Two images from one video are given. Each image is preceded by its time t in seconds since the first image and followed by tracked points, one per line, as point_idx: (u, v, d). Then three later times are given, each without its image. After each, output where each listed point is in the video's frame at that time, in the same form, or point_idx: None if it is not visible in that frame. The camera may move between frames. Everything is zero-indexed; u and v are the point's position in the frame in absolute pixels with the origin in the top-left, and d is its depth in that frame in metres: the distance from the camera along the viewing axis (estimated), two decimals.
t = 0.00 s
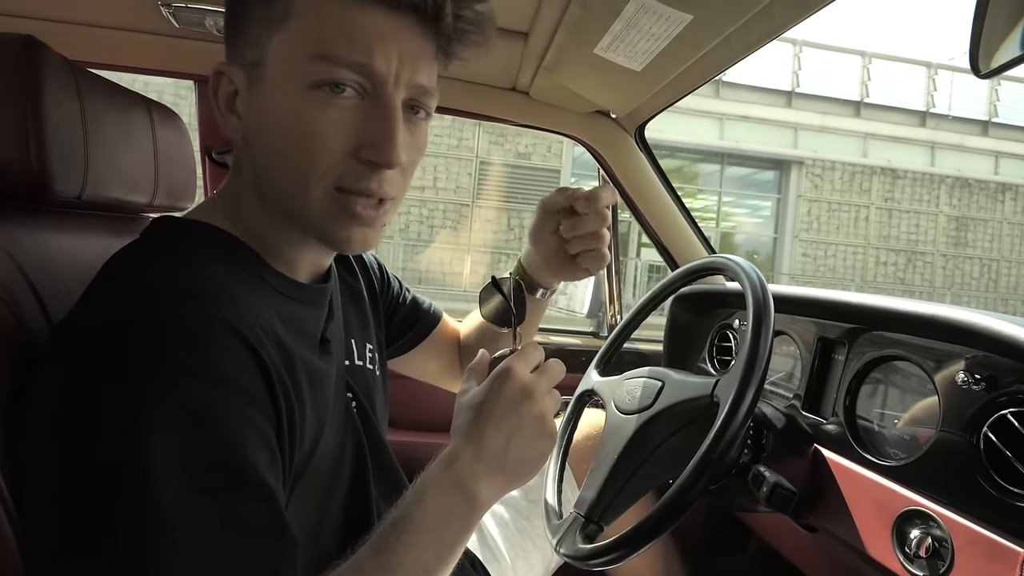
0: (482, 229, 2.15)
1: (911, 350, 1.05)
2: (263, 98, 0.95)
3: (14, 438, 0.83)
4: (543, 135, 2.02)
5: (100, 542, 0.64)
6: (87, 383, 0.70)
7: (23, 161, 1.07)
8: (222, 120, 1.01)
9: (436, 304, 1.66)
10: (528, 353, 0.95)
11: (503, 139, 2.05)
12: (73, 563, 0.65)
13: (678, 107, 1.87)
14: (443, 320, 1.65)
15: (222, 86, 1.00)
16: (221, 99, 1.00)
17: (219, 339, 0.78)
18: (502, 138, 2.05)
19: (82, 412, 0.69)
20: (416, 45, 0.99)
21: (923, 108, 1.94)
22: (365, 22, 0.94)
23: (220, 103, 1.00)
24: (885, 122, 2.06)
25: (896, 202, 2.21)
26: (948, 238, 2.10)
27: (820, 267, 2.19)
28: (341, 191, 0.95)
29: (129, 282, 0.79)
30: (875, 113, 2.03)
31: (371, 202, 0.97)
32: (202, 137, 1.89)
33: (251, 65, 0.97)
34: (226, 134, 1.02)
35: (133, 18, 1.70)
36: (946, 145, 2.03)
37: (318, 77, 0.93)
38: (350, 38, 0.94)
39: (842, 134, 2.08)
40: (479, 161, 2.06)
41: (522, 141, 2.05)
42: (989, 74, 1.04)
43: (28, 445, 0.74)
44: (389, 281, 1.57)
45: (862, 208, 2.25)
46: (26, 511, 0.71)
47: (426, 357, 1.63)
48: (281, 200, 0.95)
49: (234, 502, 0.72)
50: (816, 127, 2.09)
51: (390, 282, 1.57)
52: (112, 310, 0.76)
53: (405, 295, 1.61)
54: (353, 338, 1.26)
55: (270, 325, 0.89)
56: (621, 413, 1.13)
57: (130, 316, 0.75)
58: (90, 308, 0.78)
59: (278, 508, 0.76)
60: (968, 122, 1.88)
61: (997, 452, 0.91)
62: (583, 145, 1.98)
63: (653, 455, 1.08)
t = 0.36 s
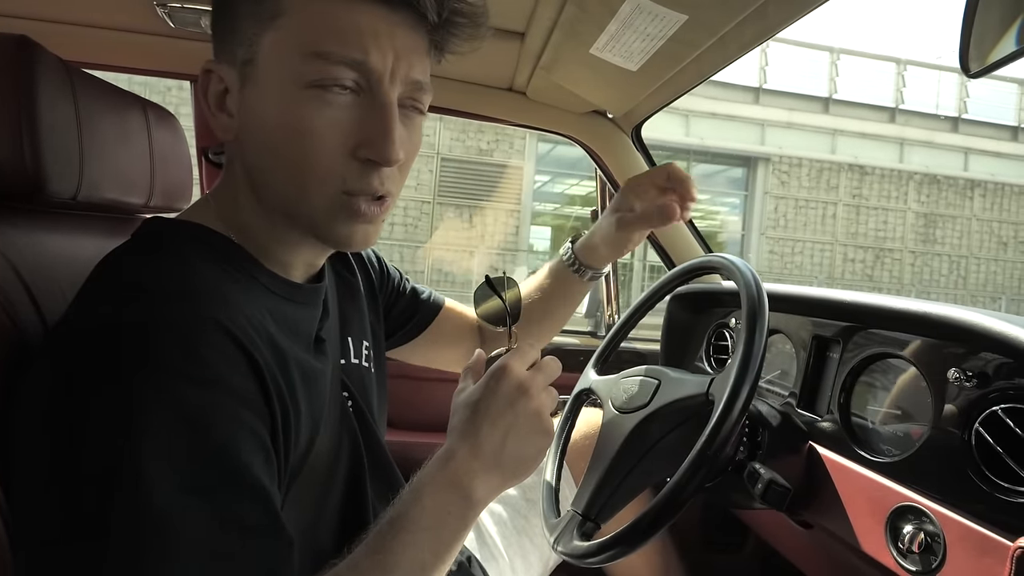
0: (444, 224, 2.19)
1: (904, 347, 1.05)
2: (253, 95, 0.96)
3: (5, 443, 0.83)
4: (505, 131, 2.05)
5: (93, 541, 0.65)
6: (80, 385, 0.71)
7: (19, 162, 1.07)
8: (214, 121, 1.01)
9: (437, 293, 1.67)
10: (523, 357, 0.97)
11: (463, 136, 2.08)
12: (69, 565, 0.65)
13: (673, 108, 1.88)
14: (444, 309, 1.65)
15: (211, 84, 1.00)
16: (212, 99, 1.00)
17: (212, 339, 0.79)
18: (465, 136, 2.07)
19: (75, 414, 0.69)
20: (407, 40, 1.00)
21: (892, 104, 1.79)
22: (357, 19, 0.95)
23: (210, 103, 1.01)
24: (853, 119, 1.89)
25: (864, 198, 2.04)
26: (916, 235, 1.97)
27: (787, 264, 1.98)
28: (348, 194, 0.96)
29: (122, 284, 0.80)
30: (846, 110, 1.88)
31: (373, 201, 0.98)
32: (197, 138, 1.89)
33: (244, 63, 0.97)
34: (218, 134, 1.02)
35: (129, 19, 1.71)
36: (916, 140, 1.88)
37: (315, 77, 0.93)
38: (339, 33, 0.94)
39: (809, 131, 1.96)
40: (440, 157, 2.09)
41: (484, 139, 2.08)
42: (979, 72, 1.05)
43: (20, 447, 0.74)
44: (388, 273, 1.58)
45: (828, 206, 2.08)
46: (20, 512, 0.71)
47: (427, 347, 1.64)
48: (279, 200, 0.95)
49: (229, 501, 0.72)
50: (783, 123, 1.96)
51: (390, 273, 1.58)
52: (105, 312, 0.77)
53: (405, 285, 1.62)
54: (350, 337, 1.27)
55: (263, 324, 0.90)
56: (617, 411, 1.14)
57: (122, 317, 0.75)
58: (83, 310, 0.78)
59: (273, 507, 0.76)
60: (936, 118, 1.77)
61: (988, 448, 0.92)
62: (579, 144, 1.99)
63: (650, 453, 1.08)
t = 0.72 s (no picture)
0: (408, 225, 2.09)
1: (900, 350, 1.06)
2: (274, 97, 0.95)
3: (4, 442, 0.83)
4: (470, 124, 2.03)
5: (93, 542, 0.65)
6: (80, 387, 0.71)
7: (19, 162, 1.07)
8: (233, 121, 0.97)
9: (432, 295, 1.67)
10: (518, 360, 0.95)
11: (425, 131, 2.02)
12: (70, 567, 0.65)
13: (672, 107, 1.88)
14: (437, 316, 1.63)
15: (225, 84, 0.96)
16: (227, 98, 0.96)
17: (212, 340, 0.79)
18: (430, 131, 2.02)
19: (74, 416, 0.69)
20: (418, 44, 1.00)
21: (867, 100, 1.74)
22: (367, 21, 0.95)
23: (224, 102, 0.97)
24: (826, 115, 1.83)
25: (837, 196, 1.93)
26: (891, 233, 1.88)
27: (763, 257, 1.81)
28: (384, 189, 0.99)
29: (121, 285, 0.80)
30: (821, 108, 1.82)
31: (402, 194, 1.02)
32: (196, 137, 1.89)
33: (272, 65, 0.94)
34: (234, 133, 0.98)
35: (128, 18, 1.71)
36: (891, 138, 1.83)
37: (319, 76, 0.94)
38: (355, 33, 0.95)
39: (782, 129, 1.89)
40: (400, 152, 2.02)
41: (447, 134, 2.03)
42: (979, 74, 1.07)
43: (17, 449, 0.74)
44: (383, 272, 1.59)
45: (802, 203, 1.95)
46: (18, 513, 0.71)
47: (421, 351, 1.63)
48: (315, 201, 0.97)
49: (228, 502, 0.72)
50: (756, 121, 1.88)
51: (384, 272, 1.58)
52: (105, 313, 0.77)
53: (402, 285, 1.62)
54: (348, 337, 1.27)
55: (260, 324, 0.90)
56: (613, 410, 1.14)
57: (122, 319, 0.75)
58: (82, 311, 0.78)
59: (272, 508, 0.76)
60: (912, 115, 1.74)
61: (986, 450, 0.92)
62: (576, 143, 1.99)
63: (647, 453, 1.09)
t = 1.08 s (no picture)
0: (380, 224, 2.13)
1: (903, 352, 1.05)
2: (278, 97, 0.95)
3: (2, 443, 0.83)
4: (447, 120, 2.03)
5: (92, 545, 0.65)
6: (76, 389, 0.70)
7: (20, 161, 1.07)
8: (226, 118, 0.97)
9: (429, 296, 1.67)
10: (529, 346, 0.93)
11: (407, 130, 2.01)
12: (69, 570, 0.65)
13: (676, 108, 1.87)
14: (433, 317, 1.64)
15: (215, 79, 0.96)
16: (218, 94, 0.96)
17: (209, 342, 0.79)
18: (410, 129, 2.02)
19: (70, 418, 0.69)
20: (406, 34, 1.02)
21: (851, 99, 1.79)
22: (356, 11, 0.97)
23: (216, 97, 0.96)
24: (809, 113, 1.87)
25: (818, 194, 1.96)
26: (873, 231, 1.91)
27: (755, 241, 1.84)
28: (378, 175, 1.00)
29: (117, 287, 0.79)
30: (803, 105, 1.86)
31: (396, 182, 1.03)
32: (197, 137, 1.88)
33: (262, 59, 0.95)
34: (226, 129, 0.98)
35: (130, 18, 1.70)
36: (875, 136, 1.87)
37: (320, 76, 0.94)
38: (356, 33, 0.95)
39: (767, 125, 1.94)
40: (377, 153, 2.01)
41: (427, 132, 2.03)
42: (984, 77, 1.05)
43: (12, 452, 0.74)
44: (379, 274, 1.58)
45: (781, 200, 1.97)
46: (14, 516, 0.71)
47: (419, 353, 1.63)
48: (313, 194, 0.97)
49: (230, 504, 0.72)
50: (737, 119, 1.92)
51: (381, 273, 1.59)
52: (102, 314, 0.76)
53: (399, 286, 1.62)
54: (347, 338, 1.26)
55: (257, 326, 0.89)
56: (616, 413, 1.14)
57: (118, 320, 0.75)
58: (78, 312, 0.78)
59: (273, 510, 0.76)
60: (897, 113, 1.78)
61: (990, 453, 0.91)
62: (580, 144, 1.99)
63: (650, 455, 1.08)
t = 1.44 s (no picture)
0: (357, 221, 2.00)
1: (911, 348, 1.04)
2: (278, 89, 0.94)
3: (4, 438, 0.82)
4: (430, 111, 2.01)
5: (93, 542, 0.64)
6: (76, 384, 0.70)
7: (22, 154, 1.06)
8: (218, 107, 0.98)
9: (436, 292, 1.66)
10: (529, 340, 0.93)
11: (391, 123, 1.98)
12: (70, 566, 0.65)
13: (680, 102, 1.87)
14: (440, 312, 1.62)
15: (211, 69, 0.97)
16: (212, 84, 0.97)
17: (211, 336, 0.78)
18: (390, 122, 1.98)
19: (71, 413, 0.68)
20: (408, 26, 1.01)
21: (838, 91, 1.80)
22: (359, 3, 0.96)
23: (210, 86, 0.97)
24: (796, 105, 1.87)
25: (804, 187, 1.90)
26: (860, 225, 1.85)
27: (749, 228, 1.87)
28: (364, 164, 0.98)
29: (119, 280, 0.79)
30: (789, 98, 1.86)
31: (388, 175, 1.01)
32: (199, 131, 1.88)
33: (251, 47, 0.95)
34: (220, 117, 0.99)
35: (132, 11, 1.70)
36: (862, 129, 1.84)
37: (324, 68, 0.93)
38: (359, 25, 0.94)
39: (751, 119, 1.90)
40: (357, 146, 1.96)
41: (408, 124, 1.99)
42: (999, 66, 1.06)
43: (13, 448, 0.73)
44: (386, 270, 1.57)
45: (766, 194, 1.92)
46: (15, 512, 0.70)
47: (424, 348, 1.62)
48: (297, 179, 0.95)
49: (233, 499, 0.72)
50: (723, 112, 1.90)
51: (387, 269, 1.57)
52: (103, 308, 0.76)
53: (406, 281, 1.61)
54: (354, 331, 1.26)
55: (260, 319, 0.89)
56: (620, 408, 1.13)
57: (119, 314, 0.74)
58: (80, 306, 0.78)
59: (276, 504, 0.75)
60: (886, 106, 1.78)
61: (999, 449, 0.91)
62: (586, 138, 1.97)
63: (654, 451, 1.07)
